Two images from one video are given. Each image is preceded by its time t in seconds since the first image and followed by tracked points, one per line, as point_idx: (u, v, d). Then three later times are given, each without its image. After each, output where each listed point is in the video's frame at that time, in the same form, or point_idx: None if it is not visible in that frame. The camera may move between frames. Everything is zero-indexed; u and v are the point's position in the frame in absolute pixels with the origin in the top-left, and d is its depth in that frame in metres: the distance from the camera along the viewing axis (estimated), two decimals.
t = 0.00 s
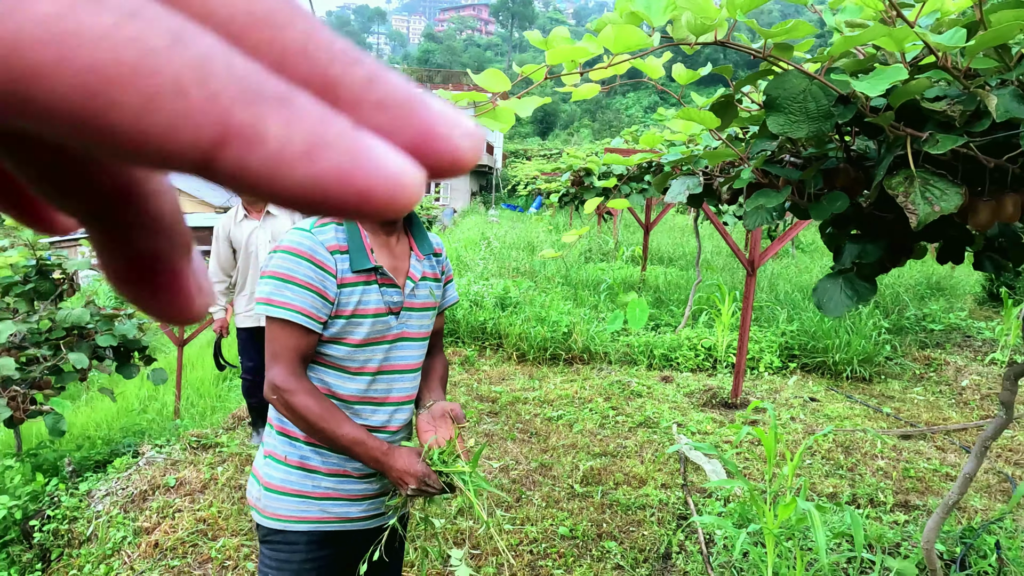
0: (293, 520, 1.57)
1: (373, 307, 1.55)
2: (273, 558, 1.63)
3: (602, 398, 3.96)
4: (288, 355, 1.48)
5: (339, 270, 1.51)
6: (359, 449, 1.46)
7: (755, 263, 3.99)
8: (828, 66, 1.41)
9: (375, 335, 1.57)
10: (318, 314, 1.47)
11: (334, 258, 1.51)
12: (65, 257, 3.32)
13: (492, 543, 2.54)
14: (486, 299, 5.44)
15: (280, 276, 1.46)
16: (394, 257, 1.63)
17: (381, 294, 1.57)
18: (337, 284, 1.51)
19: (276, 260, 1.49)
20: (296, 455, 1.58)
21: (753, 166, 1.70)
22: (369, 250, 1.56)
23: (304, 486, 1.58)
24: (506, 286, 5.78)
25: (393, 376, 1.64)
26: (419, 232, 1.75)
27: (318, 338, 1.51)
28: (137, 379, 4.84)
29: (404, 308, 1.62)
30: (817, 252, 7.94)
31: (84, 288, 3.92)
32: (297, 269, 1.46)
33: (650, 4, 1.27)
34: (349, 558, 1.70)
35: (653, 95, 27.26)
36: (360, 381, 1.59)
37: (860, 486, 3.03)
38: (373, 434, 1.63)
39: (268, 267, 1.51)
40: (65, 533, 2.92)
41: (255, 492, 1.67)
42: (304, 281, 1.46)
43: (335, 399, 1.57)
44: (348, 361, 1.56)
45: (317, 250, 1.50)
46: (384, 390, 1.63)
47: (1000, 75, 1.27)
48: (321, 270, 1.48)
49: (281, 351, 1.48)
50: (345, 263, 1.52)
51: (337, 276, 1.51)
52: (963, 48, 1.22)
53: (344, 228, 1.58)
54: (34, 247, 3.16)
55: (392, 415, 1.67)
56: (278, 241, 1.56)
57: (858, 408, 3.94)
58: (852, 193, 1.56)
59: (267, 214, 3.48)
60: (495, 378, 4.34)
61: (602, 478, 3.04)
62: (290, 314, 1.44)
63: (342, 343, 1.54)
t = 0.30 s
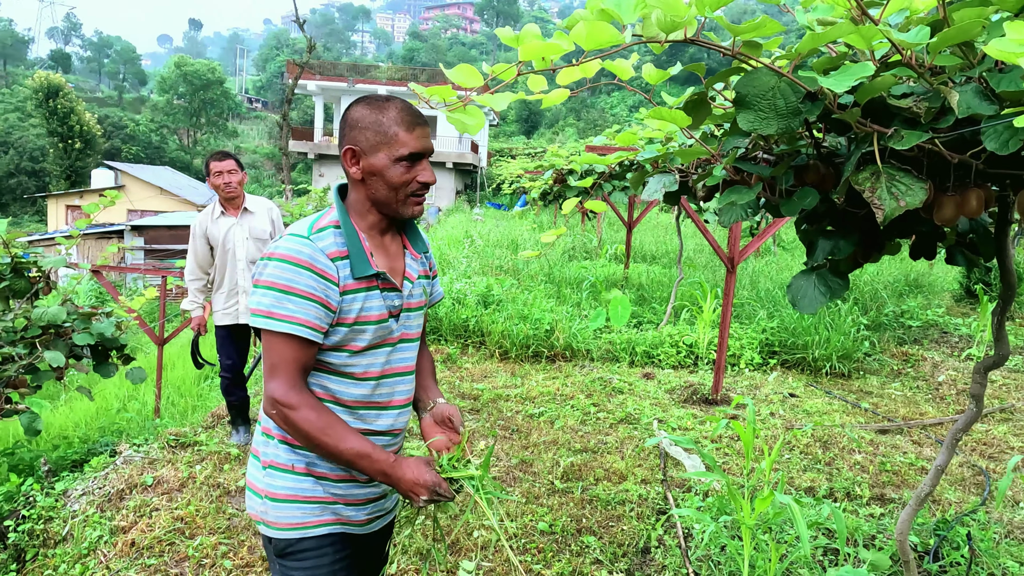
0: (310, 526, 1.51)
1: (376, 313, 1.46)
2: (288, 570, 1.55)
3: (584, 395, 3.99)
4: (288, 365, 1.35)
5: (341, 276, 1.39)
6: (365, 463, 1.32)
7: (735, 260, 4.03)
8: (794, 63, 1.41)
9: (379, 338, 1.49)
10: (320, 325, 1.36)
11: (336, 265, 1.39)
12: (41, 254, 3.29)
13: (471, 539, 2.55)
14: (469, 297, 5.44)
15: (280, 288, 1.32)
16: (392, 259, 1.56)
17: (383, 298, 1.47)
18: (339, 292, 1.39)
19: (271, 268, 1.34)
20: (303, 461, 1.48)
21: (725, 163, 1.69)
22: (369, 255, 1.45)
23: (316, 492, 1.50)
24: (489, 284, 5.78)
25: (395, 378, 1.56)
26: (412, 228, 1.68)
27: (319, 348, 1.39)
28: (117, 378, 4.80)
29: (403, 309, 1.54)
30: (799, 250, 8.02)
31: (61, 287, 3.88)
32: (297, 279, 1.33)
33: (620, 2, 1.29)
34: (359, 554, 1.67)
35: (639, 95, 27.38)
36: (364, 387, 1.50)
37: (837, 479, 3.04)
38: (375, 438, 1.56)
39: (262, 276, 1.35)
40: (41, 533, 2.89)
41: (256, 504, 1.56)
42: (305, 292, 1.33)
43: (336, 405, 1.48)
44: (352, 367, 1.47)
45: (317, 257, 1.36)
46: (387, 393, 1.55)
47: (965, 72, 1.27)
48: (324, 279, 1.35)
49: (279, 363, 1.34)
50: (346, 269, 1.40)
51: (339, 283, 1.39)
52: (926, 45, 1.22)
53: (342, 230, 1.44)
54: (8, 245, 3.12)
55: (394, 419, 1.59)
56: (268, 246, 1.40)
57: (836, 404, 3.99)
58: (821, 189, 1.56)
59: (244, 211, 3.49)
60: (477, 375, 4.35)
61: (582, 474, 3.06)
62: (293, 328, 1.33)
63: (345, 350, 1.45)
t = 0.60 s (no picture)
0: (336, 554, 1.42)
1: (401, 323, 1.34)
2: None
3: (573, 395, 3.99)
4: (312, 387, 1.20)
5: (366, 289, 1.26)
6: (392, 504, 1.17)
7: (722, 260, 4.05)
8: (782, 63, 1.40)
9: (403, 349, 1.38)
10: (350, 344, 1.23)
11: (360, 276, 1.26)
12: (24, 255, 3.24)
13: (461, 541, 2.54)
14: (458, 297, 5.43)
15: (304, 307, 1.19)
16: (406, 261, 1.48)
17: (406, 305, 1.36)
18: (365, 305, 1.26)
19: (290, 287, 1.21)
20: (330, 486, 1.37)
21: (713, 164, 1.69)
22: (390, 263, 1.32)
23: (342, 517, 1.41)
24: (477, 284, 5.77)
25: (418, 387, 1.47)
26: (418, 224, 1.60)
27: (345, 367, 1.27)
28: (101, 380, 4.74)
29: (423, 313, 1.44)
30: (785, 250, 8.08)
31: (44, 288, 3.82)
32: (323, 296, 1.20)
33: (607, 5, 1.26)
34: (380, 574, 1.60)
35: (627, 95, 27.48)
36: (391, 400, 1.39)
37: (825, 478, 3.06)
38: (398, 452, 1.46)
39: (281, 294, 1.21)
40: (25, 538, 2.85)
41: (276, 529, 1.44)
42: (333, 309, 1.20)
43: (365, 422, 1.37)
44: (379, 382, 1.35)
45: (340, 270, 1.23)
46: (412, 403, 1.46)
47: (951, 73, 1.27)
48: (350, 294, 1.22)
49: (300, 387, 1.19)
50: (369, 281, 1.28)
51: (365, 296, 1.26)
52: (913, 46, 1.23)
53: (360, 237, 1.31)
54: None
55: (417, 429, 1.50)
56: (283, 259, 1.25)
57: (824, 403, 4.01)
58: (809, 190, 1.56)
59: (229, 211, 3.45)
60: (466, 376, 4.34)
61: (571, 474, 3.06)
62: (322, 350, 1.18)
63: (371, 365, 1.33)
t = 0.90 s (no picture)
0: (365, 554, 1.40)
1: (415, 340, 1.31)
2: None
3: (557, 400, 3.98)
4: (311, 420, 1.14)
5: (377, 310, 1.22)
6: None
7: (706, 264, 4.06)
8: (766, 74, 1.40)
9: (416, 365, 1.35)
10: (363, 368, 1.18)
11: (371, 298, 1.21)
12: None
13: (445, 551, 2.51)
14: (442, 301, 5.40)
15: (315, 332, 1.13)
16: (415, 270, 1.43)
17: (420, 321, 1.33)
18: (378, 326, 1.22)
19: (298, 311, 1.14)
20: (358, 480, 1.36)
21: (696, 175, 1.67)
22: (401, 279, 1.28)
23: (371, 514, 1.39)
24: (461, 288, 5.75)
25: (431, 400, 1.46)
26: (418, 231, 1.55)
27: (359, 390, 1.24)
28: (78, 387, 4.64)
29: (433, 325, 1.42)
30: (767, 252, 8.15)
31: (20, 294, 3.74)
32: (336, 320, 1.14)
33: (593, 9, 1.24)
34: None
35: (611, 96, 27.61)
36: (409, 416, 1.38)
37: (807, 482, 3.07)
38: (418, 466, 1.45)
39: (289, 318, 1.14)
40: None
41: (289, 556, 1.35)
42: (345, 334, 1.15)
43: (384, 442, 1.35)
44: (393, 401, 1.33)
45: (351, 292, 1.18)
46: (427, 418, 1.45)
47: (932, 86, 1.28)
48: (363, 317, 1.17)
49: (297, 415, 1.13)
50: (380, 300, 1.23)
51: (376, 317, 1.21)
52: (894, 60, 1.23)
53: (369, 254, 1.25)
54: None
55: (433, 442, 1.50)
56: (290, 279, 1.18)
57: (806, 406, 4.03)
58: (791, 201, 1.56)
59: (208, 218, 3.39)
60: (450, 381, 4.31)
61: (555, 481, 3.05)
62: (334, 378, 1.13)
63: (388, 385, 1.30)
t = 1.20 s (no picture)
0: (403, 562, 1.40)
1: (424, 356, 1.29)
2: None
3: (542, 409, 3.95)
4: (305, 437, 1.13)
5: (381, 331, 1.19)
6: None
7: (690, 272, 4.06)
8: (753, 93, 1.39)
9: (428, 379, 1.33)
10: (367, 390, 1.17)
11: (373, 320, 1.18)
12: None
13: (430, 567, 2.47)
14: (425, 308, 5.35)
15: (316, 358, 1.12)
16: (419, 288, 1.41)
17: (428, 337, 1.31)
18: (383, 347, 1.19)
19: (300, 334, 1.13)
20: (389, 495, 1.33)
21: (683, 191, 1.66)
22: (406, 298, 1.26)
23: (406, 525, 1.38)
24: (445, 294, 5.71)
25: (444, 410, 1.44)
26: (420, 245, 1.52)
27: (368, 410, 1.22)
28: (53, 398, 4.53)
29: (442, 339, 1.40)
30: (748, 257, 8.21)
31: None
32: (338, 345, 1.13)
33: (580, 28, 1.21)
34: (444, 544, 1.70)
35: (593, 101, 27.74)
36: (424, 430, 1.35)
37: (792, 491, 3.07)
38: (439, 476, 1.43)
39: (291, 342, 1.13)
40: None
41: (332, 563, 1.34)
42: (346, 359, 1.13)
43: (404, 457, 1.32)
44: (407, 416, 1.30)
45: (353, 316, 1.15)
46: (443, 430, 1.42)
47: (917, 105, 1.28)
48: (365, 340, 1.15)
49: (289, 431, 1.12)
50: (385, 321, 1.20)
51: (379, 339, 1.19)
52: (882, 80, 1.23)
53: (372, 276, 1.23)
54: None
55: (450, 449, 1.47)
56: (293, 303, 1.17)
57: (789, 413, 4.05)
58: (778, 217, 1.55)
59: (188, 228, 3.32)
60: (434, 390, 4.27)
61: (541, 492, 3.02)
62: (333, 403, 1.13)
63: (401, 401, 1.28)
